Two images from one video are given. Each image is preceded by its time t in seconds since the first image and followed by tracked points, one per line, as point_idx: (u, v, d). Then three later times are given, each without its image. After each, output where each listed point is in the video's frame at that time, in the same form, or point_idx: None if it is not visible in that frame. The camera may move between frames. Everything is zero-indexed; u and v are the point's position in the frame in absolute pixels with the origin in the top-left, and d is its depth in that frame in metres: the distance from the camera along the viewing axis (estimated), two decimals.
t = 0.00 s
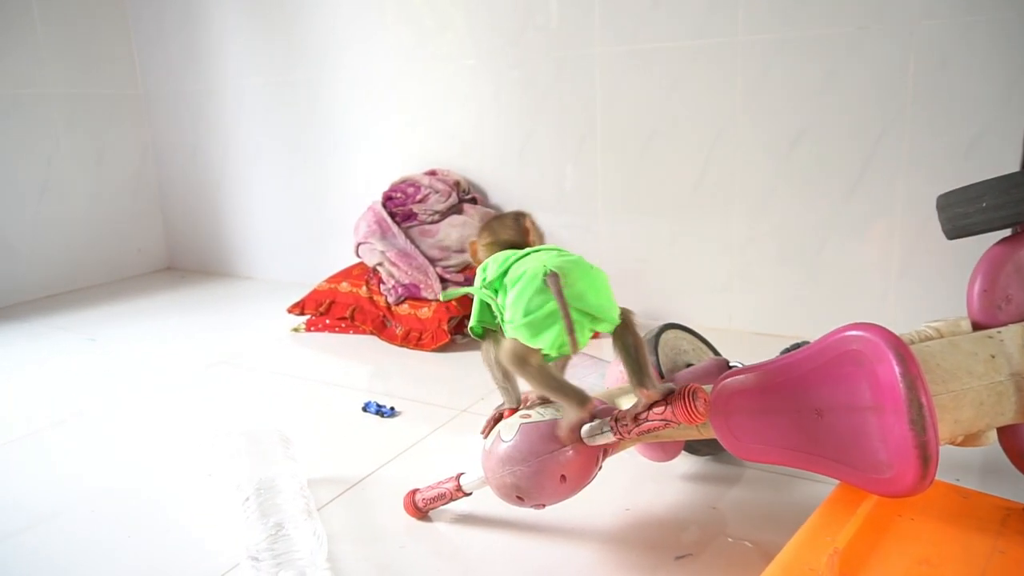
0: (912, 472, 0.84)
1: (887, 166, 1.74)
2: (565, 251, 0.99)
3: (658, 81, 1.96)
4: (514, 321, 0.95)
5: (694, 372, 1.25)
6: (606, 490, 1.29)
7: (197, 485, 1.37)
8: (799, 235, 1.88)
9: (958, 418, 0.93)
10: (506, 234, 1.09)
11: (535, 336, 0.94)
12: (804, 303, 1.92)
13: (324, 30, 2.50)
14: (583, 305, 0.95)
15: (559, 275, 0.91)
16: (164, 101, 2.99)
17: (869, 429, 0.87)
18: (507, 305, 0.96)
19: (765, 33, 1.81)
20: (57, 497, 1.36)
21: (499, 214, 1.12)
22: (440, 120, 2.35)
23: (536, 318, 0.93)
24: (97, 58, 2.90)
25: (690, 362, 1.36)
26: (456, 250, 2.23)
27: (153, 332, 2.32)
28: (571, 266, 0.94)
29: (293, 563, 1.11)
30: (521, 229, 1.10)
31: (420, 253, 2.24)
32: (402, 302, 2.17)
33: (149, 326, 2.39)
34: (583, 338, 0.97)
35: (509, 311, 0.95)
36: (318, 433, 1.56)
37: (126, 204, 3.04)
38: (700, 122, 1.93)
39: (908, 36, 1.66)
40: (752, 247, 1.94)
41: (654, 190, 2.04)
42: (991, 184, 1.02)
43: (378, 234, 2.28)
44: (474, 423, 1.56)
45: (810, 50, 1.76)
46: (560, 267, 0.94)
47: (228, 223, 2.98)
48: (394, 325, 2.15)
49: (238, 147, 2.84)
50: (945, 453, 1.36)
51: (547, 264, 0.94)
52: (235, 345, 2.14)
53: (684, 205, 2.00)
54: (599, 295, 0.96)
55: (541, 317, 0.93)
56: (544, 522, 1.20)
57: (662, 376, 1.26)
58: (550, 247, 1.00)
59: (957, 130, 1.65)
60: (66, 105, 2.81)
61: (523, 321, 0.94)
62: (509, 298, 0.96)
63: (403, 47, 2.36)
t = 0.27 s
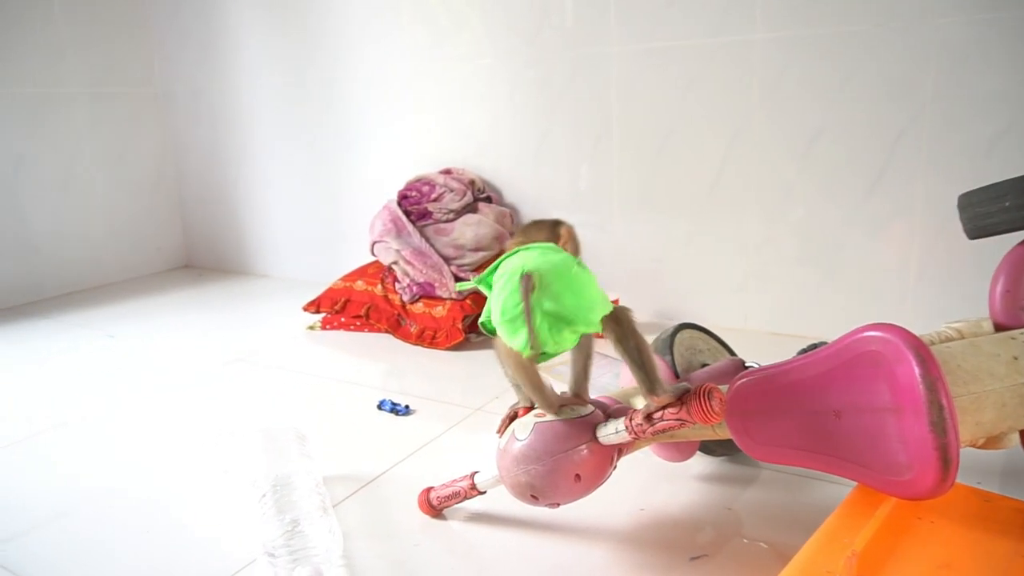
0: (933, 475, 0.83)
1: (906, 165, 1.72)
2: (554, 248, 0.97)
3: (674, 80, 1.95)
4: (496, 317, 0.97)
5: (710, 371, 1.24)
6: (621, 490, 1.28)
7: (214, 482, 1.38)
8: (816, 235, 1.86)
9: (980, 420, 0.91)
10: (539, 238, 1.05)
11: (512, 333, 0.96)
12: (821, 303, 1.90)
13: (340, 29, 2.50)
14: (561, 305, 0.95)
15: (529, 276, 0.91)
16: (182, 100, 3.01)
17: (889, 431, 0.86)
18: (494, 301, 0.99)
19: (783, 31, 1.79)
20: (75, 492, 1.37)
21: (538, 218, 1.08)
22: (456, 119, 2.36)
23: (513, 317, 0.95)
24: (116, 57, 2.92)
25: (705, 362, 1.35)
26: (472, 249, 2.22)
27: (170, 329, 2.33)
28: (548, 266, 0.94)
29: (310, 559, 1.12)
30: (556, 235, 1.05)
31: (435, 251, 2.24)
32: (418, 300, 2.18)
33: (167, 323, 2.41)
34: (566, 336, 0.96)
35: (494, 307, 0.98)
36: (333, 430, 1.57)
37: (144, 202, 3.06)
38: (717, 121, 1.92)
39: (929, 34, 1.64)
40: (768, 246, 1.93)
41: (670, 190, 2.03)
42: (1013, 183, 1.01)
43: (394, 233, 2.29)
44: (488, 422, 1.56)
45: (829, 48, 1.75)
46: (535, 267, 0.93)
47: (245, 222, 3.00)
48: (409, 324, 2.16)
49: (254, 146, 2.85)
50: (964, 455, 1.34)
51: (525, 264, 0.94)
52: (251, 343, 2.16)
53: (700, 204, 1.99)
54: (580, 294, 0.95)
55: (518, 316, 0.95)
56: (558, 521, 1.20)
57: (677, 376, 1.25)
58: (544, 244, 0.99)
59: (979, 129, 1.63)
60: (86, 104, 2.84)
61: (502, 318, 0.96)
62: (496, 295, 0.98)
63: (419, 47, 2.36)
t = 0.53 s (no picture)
0: (935, 475, 0.83)
1: (909, 165, 1.72)
2: (546, 258, 0.96)
3: (676, 80, 1.95)
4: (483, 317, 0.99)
5: (712, 372, 1.23)
6: (623, 490, 1.28)
7: (216, 481, 1.38)
8: (819, 235, 1.86)
9: (983, 420, 0.91)
10: (556, 234, 1.10)
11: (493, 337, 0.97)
12: (824, 304, 1.89)
13: (342, 29, 2.50)
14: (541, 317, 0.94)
15: (506, 287, 0.92)
16: (184, 100, 3.01)
17: (891, 431, 0.86)
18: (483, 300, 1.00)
19: (785, 31, 1.79)
20: (78, 490, 1.37)
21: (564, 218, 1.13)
22: (458, 119, 2.36)
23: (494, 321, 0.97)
24: (119, 58, 2.93)
25: (707, 362, 1.35)
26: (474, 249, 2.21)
27: (173, 329, 2.34)
28: (531, 277, 0.93)
29: (311, 558, 1.11)
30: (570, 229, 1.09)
31: (437, 252, 2.22)
32: (419, 300, 2.18)
33: (169, 322, 2.41)
34: (543, 347, 0.97)
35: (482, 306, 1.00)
36: (335, 429, 1.57)
37: (147, 202, 3.07)
38: (719, 122, 1.92)
39: (932, 33, 1.63)
40: (770, 246, 1.92)
41: (672, 190, 2.03)
42: (1016, 183, 1.01)
43: (395, 233, 2.27)
44: (490, 422, 1.56)
45: (831, 48, 1.74)
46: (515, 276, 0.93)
47: (247, 221, 3.00)
48: (411, 323, 2.16)
49: (257, 145, 2.86)
50: (967, 455, 1.34)
51: (509, 272, 0.94)
52: (253, 343, 2.16)
53: (702, 204, 1.99)
54: (558, 312, 0.93)
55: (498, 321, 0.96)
56: (560, 521, 1.20)
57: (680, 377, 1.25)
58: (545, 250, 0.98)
59: (983, 129, 1.62)
60: (89, 104, 2.85)
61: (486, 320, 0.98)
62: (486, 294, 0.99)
63: (421, 47, 2.36)
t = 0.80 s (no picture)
0: (935, 475, 0.83)
1: (909, 165, 1.72)
2: (528, 274, 0.94)
3: (676, 80, 1.95)
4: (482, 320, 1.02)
5: (711, 372, 1.24)
6: (623, 490, 1.28)
7: (216, 480, 1.38)
8: (818, 235, 1.86)
9: (982, 420, 0.91)
10: (578, 230, 1.08)
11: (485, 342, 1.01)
12: (823, 303, 1.90)
13: (342, 29, 2.50)
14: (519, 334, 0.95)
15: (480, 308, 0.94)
16: (184, 99, 3.01)
17: (890, 431, 0.86)
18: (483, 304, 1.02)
19: (785, 31, 1.79)
20: (79, 490, 1.37)
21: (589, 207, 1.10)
22: (458, 118, 2.36)
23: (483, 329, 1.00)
24: (118, 57, 2.93)
25: (707, 362, 1.35)
26: (473, 249, 2.21)
27: (173, 328, 2.34)
28: (507, 297, 0.94)
29: (310, 557, 1.11)
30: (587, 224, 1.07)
31: (436, 252, 2.22)
32: (418, 300, 2.18)
33: (169, 322, 2.41)
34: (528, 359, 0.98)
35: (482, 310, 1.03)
36: (335, 429, 1.57)
37: (146, 201, 3.07)
38: (719, 121, 1.92)
39: (932, 33, 1.63)
40: (770, 246, 1.93)
41: (671, 189, 2.03)
42: (1016, 183, 1.01)
43: (395, 232, 2.27)
44: (490, 421, 1.56)
45: (831, 48, 1.74)
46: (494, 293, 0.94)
47: (247, 221, 3.00)
48: (411, 323, 2.16)
49: (256, 145, 2.86)
50: (967, 455, 1.34)
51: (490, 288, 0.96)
52: (253, 342, 2.16)
53: (702, 204, 1.99)
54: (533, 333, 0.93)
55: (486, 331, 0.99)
56: (559, 520, 1.20)
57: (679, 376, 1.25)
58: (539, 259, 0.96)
59: (982, 129, 1.62)
60: (89, 103, 2.85)
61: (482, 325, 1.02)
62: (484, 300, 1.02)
63: (421, 46, 2.36)
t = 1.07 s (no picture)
0: (934, 475, 0.83)
1: (908, 165, 1.72)
2: (524, 290, 0.96)
3: (676, 80, 1.95)
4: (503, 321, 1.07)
5: (711, 371, 1.24)
6: (622, 490, 1.28)
7: (216, 480, 1.38)
8: (818, 235, 1.86)
9: (981, 420, 0.91)
10: (613, 211, 1.02)
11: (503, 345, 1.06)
12: (824, 303, 1.89)
13: (342, 29, 2.50)
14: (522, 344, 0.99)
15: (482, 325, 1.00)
16: (184, 99, 3.01)
17: (889, 431, 0.86)
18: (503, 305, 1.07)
19: (785, 31, 1.79)
20: (79, 489, 1.38)
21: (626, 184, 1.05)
22: (457, 118, 2.36)
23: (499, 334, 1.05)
24: (118, 57, 2.93)
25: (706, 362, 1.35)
26: (473, 249, 2.20)
27: (172, 328, 2.33)
28: (505, 312, 0.98)
29: (310, 557, 1.10)
30: (621, 206, 1.01)
31: (436, 251, 2.22)
32: (418, 300, 2.17)
33: (169, 322, 2.41)
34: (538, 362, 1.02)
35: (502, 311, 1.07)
36: (334, 428, 1.57)
37: (146, 201, 3.07)
38: (718, 121, 1.92)
39: (932, 33, 1.63)
40: (770, 246, 1.92)
41: (671, 189, 2.03)
42: (1015, 183, 1.01)
43: (394, 232, 2.28)
44: (489, 421, 1.56)
45: (831, 48, 1.74)
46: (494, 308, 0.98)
47: (247, 221, 3.00)
48: (410, 323, 2.15)
49: (256, 145, 2.86)
50: (965, 454, 1.34)
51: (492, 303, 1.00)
52: (253, 342, 2.16)
53: (702, 204, 1.99)
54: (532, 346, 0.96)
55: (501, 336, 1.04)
56: (559, 520, 1.20)
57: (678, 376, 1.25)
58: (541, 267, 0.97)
59: (982, 128, 1.62)
60: (89, 104, 2.85)
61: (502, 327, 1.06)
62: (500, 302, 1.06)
63: (421, 46, 2.36)
